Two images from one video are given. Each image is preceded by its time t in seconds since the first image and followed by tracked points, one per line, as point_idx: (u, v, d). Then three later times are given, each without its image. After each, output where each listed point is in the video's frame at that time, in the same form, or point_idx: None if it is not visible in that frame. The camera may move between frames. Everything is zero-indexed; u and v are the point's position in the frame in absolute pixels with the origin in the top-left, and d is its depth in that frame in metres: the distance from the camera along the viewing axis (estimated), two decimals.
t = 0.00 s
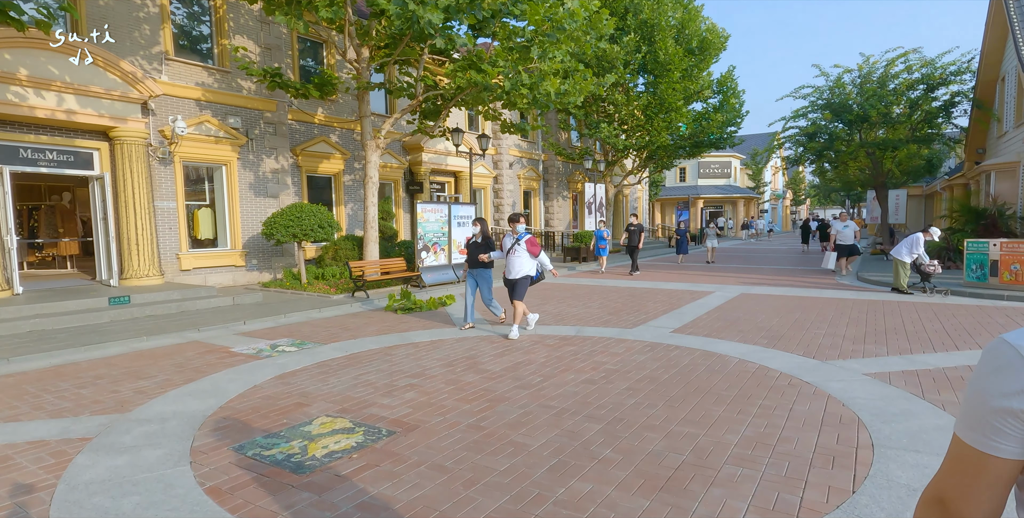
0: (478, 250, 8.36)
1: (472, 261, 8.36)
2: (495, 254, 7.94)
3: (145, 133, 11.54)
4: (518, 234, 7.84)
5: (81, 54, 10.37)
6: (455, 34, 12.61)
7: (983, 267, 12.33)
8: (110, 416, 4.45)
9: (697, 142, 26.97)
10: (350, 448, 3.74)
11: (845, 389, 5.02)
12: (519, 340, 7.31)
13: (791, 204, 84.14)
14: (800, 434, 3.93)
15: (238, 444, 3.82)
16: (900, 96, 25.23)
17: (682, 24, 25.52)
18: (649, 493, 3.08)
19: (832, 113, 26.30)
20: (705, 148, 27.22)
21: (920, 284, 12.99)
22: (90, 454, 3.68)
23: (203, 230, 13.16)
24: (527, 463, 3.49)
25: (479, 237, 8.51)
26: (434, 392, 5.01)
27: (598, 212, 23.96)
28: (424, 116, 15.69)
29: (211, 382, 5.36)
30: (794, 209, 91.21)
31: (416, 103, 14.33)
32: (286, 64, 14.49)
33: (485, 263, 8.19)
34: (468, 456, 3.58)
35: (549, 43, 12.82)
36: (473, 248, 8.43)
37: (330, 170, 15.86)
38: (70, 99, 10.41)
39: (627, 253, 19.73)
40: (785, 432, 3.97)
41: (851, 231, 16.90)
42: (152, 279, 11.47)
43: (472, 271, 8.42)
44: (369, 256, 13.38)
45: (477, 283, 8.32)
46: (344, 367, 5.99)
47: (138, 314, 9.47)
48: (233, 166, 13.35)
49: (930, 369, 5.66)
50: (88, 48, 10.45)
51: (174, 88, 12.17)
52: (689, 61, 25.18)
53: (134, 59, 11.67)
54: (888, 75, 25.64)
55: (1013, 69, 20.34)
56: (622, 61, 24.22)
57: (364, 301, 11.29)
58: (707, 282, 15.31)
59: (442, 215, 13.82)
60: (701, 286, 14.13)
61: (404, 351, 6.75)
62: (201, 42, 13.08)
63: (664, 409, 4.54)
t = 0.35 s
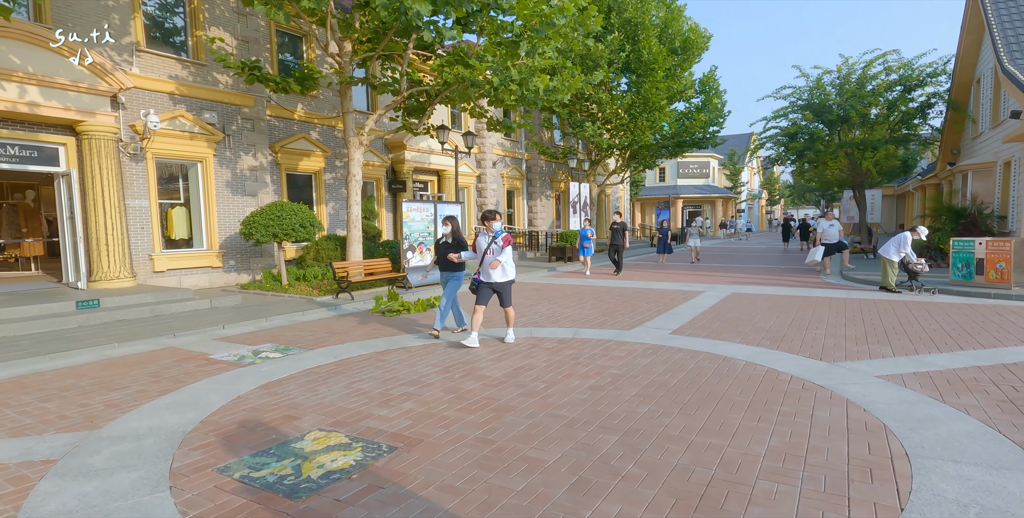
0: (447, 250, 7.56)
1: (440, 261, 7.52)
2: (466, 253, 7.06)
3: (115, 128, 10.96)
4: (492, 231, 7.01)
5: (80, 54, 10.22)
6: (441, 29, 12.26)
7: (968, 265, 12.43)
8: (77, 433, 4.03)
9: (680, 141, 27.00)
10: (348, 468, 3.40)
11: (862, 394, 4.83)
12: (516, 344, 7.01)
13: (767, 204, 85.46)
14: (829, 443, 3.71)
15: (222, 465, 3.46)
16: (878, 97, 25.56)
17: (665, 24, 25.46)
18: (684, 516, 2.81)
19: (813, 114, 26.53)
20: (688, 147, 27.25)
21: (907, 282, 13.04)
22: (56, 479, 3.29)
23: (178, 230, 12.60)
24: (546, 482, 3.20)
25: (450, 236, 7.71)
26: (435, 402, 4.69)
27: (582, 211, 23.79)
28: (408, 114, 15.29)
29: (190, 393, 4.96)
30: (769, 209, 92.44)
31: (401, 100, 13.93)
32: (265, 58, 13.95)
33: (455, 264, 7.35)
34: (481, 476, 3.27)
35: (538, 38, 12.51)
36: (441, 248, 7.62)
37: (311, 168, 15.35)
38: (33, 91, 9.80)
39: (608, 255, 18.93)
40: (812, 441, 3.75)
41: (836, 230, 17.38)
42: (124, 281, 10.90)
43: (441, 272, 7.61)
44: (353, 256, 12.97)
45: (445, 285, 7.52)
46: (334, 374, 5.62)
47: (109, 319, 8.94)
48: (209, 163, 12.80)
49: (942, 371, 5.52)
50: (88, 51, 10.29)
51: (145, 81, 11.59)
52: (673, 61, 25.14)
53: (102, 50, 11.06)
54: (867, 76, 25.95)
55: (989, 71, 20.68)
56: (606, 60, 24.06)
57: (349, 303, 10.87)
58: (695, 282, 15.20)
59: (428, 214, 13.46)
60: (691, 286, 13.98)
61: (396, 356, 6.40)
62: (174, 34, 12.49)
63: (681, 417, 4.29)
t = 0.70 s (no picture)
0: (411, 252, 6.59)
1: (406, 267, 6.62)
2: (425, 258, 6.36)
3: (81, 123, 10.34)
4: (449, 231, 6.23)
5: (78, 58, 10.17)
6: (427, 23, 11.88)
7: (955, 264, 12.47)
8: (37, 460, 3.60)
9: (663, 141, 26.97)
10: (348, 495, 3.05)
11: (881, 400, 4.64)
12: (513, 349, 6.71)
13: (743, 203, 86.58)
14: (864, 457, 3.48)
15: (205, 495, 3.08)
16: (857, 98, 25.84)
17: (648, 23, 25.37)
18: None
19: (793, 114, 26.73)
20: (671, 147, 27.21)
21: (894, 282, 13.04)
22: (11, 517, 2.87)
23: (149, 230, 12.00)
24: (570, 509, 2.90)
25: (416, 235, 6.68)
26: (435, 416, 4.36)
27: (566, 210, 23.56)
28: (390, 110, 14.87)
29: (166, 409, 4.55)
30: (745, 209, 93.67)
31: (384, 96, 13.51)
32: (241, 51, 13.39)
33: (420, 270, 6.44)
34: (498, 503, 2.96)
35: (527, 34, 12.19)
36: (405, 248, 6.64)
37: (289, 166, 14.83)
38: None
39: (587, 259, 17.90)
40: (845, 455, 3.52)
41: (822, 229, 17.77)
42: (92, 285, 10.31)
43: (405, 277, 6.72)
44: (335, 257, 12.53)
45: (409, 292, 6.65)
46: (323, 385, 5.24)
47: (75, 326, 8.37)
48: (183, 161, 12.22)
49: (955, 374, 5.37)
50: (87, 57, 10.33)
51: (114, 73, 10.99)
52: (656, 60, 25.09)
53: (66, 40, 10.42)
54: (846, 77, 26.21)
55: (965, 73, 20.99)
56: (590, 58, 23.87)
57: (333, 306, 10.45)
58: (683, 282, 15.08)
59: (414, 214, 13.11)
60: (680, 286, 13.84)
61: (388, 365, 6.04)
62: (145, 26, 11.89)
63: (700, 429, 4.04)
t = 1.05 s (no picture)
0: (370, 257, 5.90)
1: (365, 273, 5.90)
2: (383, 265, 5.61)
3: (45, 116, 9.74)
4: (406, 234, 5.55)
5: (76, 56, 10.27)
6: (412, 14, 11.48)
7: (943, 262, 12.51)
8: None
9: (648, 139, 26.84)
10: None
11: (902, 406, 4.41)
12: (508, 353, 6.39)
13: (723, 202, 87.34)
14: (901, 471, 3.22)
15: None
16: (839, 97, 25.99)
17: (633, 20, 25.19)
18: None
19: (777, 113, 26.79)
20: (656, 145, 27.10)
21: (885, 279, 12.99)
22: None
23: (120, 229, 11.41)
24: None
25: (377, 239, 6.06)
26: (432, 428, 4.02)
27: (552, 209, 23.27)
28: (373, 106, 14.43)
29: (133, 425, 4.12)
30: (726, 208, 94.59)
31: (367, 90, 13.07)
32: (216, 42, 12.84)
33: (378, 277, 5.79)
34: None
35: (516, 26, 11.89)
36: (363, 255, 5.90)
37: (268, 163, 14.30)
38: None
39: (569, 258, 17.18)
40: (879, 468, 3.26)
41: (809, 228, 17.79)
42: (57, 287, 9.74)
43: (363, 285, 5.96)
44: (318, 257, 12.09)
45: (363, 301, 5.96)
46: (307, 396, 4.85)
47: (37, 331, 7.82)
48: (155, 156, 11.66)
49: (970, 376, 5.18)
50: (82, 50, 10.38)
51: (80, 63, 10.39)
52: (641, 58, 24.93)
53: (28, 27, 9.80)
54: (828, 76, 26.35)
55: (946, 72, 21.20)
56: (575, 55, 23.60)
57: (315, 308, 10.00)
58: (673, 281, 14.88)
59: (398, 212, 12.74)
60: (671, 284, 13.63)
61: (376, 372, 5.66)
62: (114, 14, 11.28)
63: (719, 440, 3.75)
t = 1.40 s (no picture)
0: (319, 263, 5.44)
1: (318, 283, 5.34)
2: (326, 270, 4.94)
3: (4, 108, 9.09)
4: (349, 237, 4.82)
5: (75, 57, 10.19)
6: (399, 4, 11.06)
7: (935, 260, 12.49)
8: None
9: (633, 137, 26.67)
10: None
11: (933, 416, 4.15)
12: (506, 360, 6.03)
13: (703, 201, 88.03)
14: (955, 494, 2.95)
15: None
16: (823, 95, 26.09)
17: (619, 17, 24.96)
18: None
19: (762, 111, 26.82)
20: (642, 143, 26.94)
21: (877, 278, 12.90)
22: None
23: (87, 229, 10.78)
24: None
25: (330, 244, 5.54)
26: (434, 449, 3.64)
27: (538, 207, 22.92)
28: (357, 101, 13.96)
29: (95, 449, 3.68)
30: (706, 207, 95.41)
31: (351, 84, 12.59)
32: (191, 33, 12.23)
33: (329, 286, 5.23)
34: None
35: (505, 18, 11.52)
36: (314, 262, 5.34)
37: (245, 159, 13.72)
38: None
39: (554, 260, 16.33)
40: (930, 491, 2.99)
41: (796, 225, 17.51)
42: (19, 291, 9.10)
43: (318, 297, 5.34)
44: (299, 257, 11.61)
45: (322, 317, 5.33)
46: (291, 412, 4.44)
47: None
48: (125, 152, 11.04)
49: (992, 381, 4.97)
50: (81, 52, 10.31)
51: (42, 53, 9.76)
52: (627, 55, 24.72)
53: None
54: (811, 75, 26.42)
55: (929, 71, 21.35)
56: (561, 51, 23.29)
57: (297, 311, 9.53)
58: (664, 280, 14.65)
59: (383, 210, 12.32)
60: (663, 284, 13.39)
61: (365, 384, 5.26)
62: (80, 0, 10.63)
63: (748, 458, 3.45)
